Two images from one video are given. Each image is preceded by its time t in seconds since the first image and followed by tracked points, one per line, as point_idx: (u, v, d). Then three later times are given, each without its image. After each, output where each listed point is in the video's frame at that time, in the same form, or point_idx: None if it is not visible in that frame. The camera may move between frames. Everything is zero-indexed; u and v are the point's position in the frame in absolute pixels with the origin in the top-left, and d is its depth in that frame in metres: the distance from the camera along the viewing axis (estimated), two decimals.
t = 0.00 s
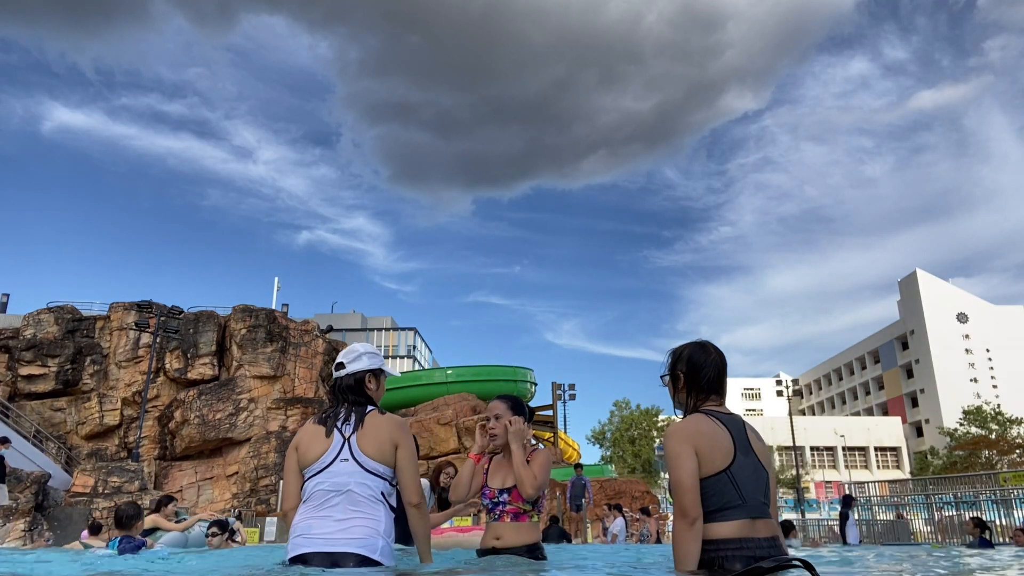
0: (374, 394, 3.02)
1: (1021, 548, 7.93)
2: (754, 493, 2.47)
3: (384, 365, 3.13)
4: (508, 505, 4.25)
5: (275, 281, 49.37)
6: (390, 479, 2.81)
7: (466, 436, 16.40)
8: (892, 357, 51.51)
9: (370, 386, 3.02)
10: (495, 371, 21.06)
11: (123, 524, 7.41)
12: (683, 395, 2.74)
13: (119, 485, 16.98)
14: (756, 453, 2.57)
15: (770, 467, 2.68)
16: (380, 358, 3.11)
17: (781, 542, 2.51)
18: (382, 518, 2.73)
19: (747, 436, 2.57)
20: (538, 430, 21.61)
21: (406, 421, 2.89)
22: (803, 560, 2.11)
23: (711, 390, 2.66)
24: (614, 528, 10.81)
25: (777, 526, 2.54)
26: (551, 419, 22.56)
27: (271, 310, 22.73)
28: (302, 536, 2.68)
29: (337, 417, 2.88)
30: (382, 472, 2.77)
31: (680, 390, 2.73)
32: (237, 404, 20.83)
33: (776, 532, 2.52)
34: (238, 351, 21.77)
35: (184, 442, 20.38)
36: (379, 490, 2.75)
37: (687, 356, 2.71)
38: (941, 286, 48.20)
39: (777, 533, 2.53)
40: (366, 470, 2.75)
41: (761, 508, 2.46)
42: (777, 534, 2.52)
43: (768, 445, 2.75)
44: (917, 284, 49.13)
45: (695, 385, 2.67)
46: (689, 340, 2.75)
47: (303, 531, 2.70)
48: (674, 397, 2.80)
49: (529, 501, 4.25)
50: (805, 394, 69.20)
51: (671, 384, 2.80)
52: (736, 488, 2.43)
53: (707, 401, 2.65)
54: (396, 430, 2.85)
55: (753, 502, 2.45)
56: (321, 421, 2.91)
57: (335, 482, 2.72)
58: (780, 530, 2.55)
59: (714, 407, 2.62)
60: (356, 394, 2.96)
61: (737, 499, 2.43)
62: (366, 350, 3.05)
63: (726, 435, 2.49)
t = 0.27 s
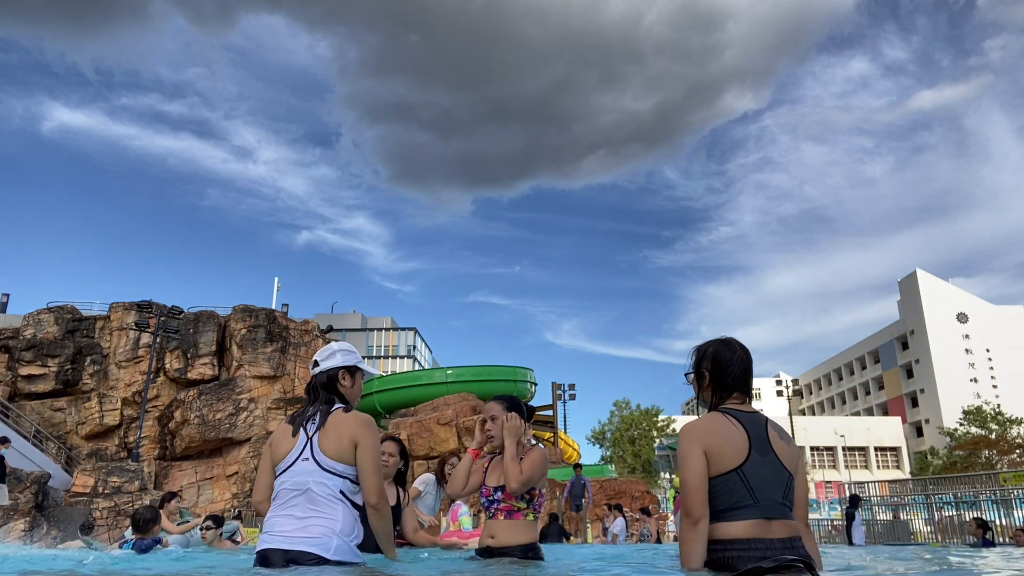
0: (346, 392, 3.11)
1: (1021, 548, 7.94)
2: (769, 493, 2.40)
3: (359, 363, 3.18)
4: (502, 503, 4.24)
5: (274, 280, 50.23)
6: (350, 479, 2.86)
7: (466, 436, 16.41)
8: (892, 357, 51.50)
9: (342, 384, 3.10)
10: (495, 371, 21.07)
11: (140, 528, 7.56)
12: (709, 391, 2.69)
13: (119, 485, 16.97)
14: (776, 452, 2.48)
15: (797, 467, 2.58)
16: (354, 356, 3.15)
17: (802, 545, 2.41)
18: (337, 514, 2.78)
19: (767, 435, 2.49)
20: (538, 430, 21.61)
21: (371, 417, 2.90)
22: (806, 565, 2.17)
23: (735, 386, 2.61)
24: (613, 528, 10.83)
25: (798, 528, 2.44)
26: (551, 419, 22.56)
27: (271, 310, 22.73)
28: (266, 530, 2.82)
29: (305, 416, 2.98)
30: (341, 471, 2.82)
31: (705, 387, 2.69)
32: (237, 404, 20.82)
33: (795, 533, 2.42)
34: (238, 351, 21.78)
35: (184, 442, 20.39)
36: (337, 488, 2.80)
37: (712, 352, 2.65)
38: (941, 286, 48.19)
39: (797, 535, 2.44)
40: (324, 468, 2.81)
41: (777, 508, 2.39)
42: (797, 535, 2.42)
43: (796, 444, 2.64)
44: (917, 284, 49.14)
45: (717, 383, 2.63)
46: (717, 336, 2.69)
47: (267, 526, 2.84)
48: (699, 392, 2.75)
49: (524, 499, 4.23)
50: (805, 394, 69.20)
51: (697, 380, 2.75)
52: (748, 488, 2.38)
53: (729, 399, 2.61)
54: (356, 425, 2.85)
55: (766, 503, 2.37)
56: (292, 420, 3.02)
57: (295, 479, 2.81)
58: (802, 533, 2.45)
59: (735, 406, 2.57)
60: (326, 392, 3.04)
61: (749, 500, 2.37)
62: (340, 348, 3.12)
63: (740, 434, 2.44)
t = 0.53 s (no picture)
0: (329, 391, 3.13)
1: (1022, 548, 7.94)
2: (789, 490, 2.36)
3: (344, 362, 3.19)
4: (498, 502, 4.22)
5: (275, 281, 50.33)
6: (326, 478, 2.91)
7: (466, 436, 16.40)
8: (892, 357, 51.49)
9: (326, 383, 3.13)
10: (495, 371, 21.07)
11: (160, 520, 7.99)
12: (728, 390, 2.64)
13: (119, 485, 16.96)
14: (796, 450, 2.44)
15: (819, 464, 2.53)
16: (335, 354, 3.16)
17: (825, 544, 2.37)
18: (310, 514, 2.87)
19: (787, 432, 2.45)
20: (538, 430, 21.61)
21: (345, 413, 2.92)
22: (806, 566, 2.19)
23: (755, 384, 2.57)
24: (613, 529, 10.82)
25: (820, 526, 2.40)
26: (551, 419, 22.56)
27: (271, 310, 22.73)
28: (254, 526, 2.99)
29: (287, 416, 3.06)
30: (313, 471, 2.89)
31: (724, 385, 2.65)
32: (237, 404, 20.81)
33: (818, 532, 2.38)
34: (238, 352, 21.78)
35: (184, 442, 20.38)
36: (311, 489, 2.87)
37: (731, 349, 2.62)
38: (941, 286, 48.19)
39: (820, 534, 2.40)
40: (298, 470, 2.89)
41: (798, 506, 2.34)
42: (819, 533, 2.38)
43: (817, 441, 2.59)
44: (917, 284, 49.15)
45: (737, 381, 2.59)
46: (736, 333, 2.65)
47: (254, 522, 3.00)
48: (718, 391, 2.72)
49: (519, 497, 4.19)
50: (805, 394, 69.20)
51: (716, 379, 2.71)
52: (768, 486, 2.34)
53: (748, 396, 2.57)
54: (328, 422, 2.86)
55: (786, 501, 2.33)
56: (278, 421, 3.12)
57: (273, 478, 2.92)
58: (824, 532, 2.40)
59: (755, 403, 2.54)
60: (309, 391, 3.09)
61: (769, 497, 2.33)
62: (324, 347, 3.16)
63: (760, 431, 2.40)
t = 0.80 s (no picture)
0: (319, 389, 3.11)
1: (1021, 547, 7.96)
2: (807, 489, 2.35)
3: (333, 359, 3.16)
4: (492, 506, 4.24)
5: (275, 280, 50.46)
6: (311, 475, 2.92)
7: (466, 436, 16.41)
8: (892, 357, 51.51)
9: (317, 379, 3.12)
10: (494, 371, 21.06)
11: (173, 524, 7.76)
12: (740, 386, 2.62)
13: (119, 485, 16.94)
14: (812, 447, 2.43)
15: (832, 461, 2.53)
16: (324, 349, 3.16)
17: (841, 543, 2.37)
18: (291, 512, 2.89)
19: (803, 430, 2.44)
20: (538, 430, 21.62)
21: (325, 409, 2.89)
22: (803, 562, 2.07)
23: (768, 381, 2.56)
24: (614, 529, 10.79)
25: (836, 526, 2.40)
26: (551, 419, 22.57)
27: (271, 310, 22.74)
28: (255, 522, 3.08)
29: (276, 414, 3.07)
30: (295, 469, 2.90)
31: (735, 383, 2.63)
32: (238, 404, 20.80)
33: (834, 531, 2.38)
34: (238, 351, 21.79)
35: (184, 442, 20.37)
36: (294, 487, 2.89)
37: (741, 345, 2.60)
38: (941, 286, 48.22)
39: (835, 532, 2.40)
40: (282, 468, 2.91)
41: (814, 505, 2.34)
42: (834, 532, 2.38)
43: (830, 439, 2.59)
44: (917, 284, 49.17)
45: (749, 379, 2.57)
46: (744, 329, 2.64)
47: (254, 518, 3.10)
48: (728, 387, 2.69)
49: (514, 501, 4.19)
50: (805, 394, 69.20)
51: (726, 377, 2.68)
52: (785, 484, 2.33)
53: (762, 393, 2.56)
54: (308, 419, 2.85)
55: (804, 499, 2.32)
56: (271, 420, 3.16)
57: (261, 475, 2.98)
58: (840, 531, 2.40)
59: (768, 400, 2.52)
60: (299, 387, 3.09)
61: (787, 495, 2.32)
62: (313, 345, 3.15)
63: (776, 428, 2.39)
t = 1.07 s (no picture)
0: (311, 385, 3.12)
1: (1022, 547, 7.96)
2: (816, 490, 2.33)
3: (324, 355, 3.17)
4: (489, 505, 4.24)
5: (275, 281, 50.44)
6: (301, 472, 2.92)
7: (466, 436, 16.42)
8: (892, 357, 51.48)
9: (308, 376, 3.13)
10: (495, 371, 21.06)
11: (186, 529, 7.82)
12: (747, 381, 2.61)
13: (119, 485, 16.95)
14: (821, 447, 2.42)
15: (840, 460, 2.53)
16: (312, 346, 3.17)
17: (846, 546, 2.36)
18: (281, 511, 2.90)
19: (812, 429, 2.43)
20: (538, 430, 21.61)
21: (311, 405, 2.89)
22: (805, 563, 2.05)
23: (776, 376, 2.55)
24: (614, 530, 10.77)
25: (842, 528, 2.39)
26: (551, 419, 22.56)
27: (271, 310, 22.75)
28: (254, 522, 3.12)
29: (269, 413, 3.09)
30: (285, 467, 2.90)
31: (742, 377, 2.62)
32: (238, 404, 20.78)
33: (840, 533, 2.37)
34: (238, 351, 21.80)
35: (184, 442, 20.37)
36: (284, 485, 2.89)
37: (751, 339, 2.57)
38: (941, 286, 48.21)
39: (841, 535, 2.39)
40: (273, 467, 2.92)
41: (822, 505, 2.33)
42: (840, 533, 2.37)
43: (838, 439, 2.57)
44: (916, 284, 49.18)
45: (758, 373, 2.56)
46: (754, 322, 2.60)
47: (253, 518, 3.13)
48: (734, 382, 2.66)
49: (510, 501, 4.19)
50: (805, 394, 69.17)
51: (733, 370, 2.66)
52: (794, 484, 2.32)
53: (769, 389, 2.54)
54: (295, 415, 2.85)
55: (812, 500, 2.31)
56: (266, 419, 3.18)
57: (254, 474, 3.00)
58: (845, 533, 2.40)
59: (777, 396, 2.51)
60: (290, 385, 3.10)
61: (795, 496, 2.30)
62: (304, 342, 3.17)
63: (786, 427, 2.37)
